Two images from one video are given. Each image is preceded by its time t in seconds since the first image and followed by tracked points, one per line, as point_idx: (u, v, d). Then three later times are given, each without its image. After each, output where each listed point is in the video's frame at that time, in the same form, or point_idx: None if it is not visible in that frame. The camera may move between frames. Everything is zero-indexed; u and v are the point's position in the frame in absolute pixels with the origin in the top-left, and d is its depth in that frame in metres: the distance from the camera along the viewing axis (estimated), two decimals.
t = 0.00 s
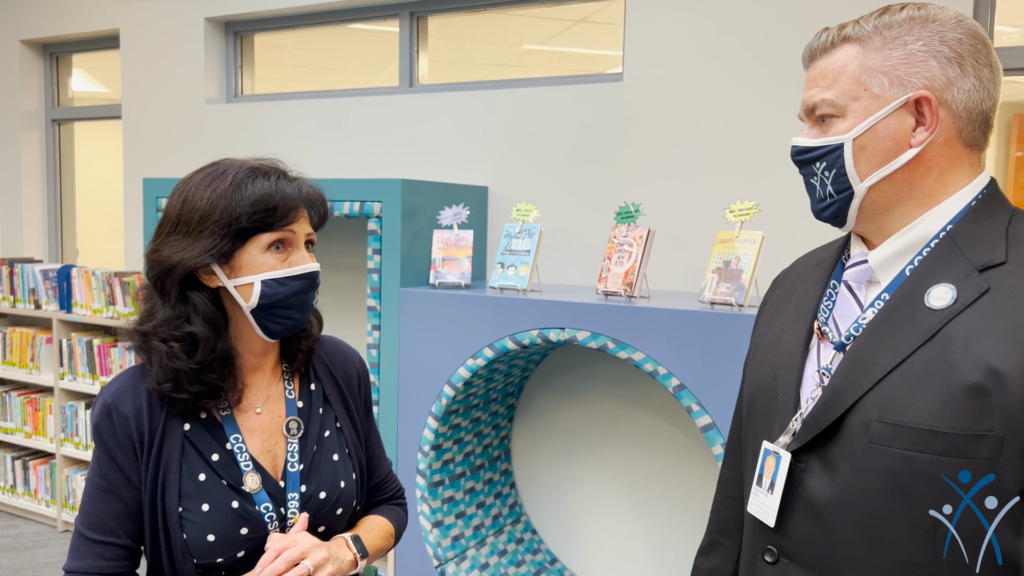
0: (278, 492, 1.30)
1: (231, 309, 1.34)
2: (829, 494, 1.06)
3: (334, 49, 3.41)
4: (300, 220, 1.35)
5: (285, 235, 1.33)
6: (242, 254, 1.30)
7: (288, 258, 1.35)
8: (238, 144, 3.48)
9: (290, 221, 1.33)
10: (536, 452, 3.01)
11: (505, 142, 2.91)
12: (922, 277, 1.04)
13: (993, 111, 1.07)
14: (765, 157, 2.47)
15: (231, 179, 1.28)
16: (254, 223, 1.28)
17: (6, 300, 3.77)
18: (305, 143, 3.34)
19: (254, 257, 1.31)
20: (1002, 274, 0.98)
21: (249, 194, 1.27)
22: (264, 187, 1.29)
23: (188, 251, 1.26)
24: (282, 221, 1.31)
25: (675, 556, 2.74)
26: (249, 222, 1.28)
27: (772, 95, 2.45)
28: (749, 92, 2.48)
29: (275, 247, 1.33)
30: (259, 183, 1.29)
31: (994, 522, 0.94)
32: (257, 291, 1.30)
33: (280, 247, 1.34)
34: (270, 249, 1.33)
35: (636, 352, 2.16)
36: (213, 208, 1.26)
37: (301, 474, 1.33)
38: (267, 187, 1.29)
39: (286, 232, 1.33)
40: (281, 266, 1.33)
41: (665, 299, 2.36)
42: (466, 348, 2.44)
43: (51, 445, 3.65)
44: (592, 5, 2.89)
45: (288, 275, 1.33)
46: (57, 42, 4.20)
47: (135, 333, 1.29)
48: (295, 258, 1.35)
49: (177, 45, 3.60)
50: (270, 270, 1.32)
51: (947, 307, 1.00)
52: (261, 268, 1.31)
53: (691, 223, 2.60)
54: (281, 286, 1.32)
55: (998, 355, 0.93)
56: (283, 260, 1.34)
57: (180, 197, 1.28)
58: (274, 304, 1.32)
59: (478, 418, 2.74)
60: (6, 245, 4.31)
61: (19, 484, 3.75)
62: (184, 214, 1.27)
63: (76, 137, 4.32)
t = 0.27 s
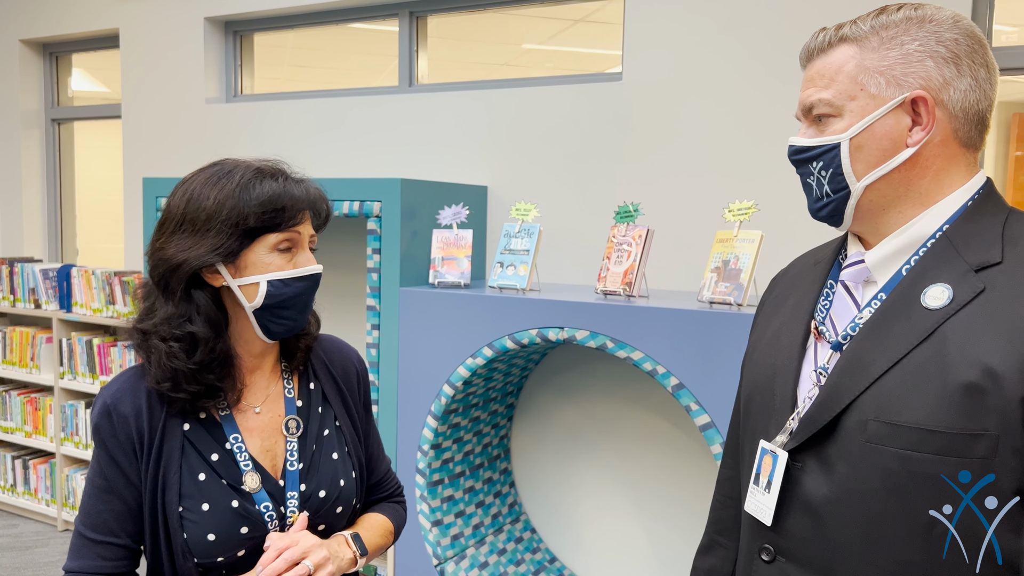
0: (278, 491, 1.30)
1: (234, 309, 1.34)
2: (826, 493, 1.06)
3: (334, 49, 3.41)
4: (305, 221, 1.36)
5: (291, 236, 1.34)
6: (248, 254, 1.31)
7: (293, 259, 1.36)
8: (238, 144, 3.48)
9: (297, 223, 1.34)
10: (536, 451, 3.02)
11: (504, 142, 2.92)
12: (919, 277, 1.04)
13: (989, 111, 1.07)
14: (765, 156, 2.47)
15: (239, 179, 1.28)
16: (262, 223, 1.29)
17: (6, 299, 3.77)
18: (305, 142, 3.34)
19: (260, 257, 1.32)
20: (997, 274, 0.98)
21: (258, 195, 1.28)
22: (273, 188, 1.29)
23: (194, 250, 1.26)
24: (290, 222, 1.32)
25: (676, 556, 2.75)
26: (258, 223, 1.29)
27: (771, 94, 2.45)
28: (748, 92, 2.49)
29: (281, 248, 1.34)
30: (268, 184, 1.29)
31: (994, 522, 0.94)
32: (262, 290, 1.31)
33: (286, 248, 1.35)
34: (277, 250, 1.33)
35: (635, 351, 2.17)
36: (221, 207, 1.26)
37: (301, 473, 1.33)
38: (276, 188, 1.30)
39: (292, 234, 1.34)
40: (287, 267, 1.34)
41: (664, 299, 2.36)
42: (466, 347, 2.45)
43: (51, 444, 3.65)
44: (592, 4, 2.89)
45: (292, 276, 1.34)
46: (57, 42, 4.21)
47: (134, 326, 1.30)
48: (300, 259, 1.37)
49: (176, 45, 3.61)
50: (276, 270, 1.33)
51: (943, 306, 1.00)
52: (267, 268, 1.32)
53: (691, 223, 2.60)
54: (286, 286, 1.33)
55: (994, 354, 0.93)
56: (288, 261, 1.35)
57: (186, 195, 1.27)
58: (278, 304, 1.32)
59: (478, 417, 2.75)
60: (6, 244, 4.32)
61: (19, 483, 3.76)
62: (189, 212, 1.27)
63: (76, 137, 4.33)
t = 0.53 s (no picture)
0: (283, 489, 1.30)
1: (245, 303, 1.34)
2: (824, 493, 1.06)
3: (334, 49, 3.41)
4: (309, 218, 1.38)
5: (298, 233, 1.36)
6: (257, 250, 1.31)
7: (299, 256, 1.37)
8: (238, 143, 3.49)
9: (303, 220, 1.36)
10: (536, 450, 3.02)
11: (504, 141, 2.92)
12: (916, 276, 1.05)
13: (985, 111, 1.07)
14: (764, 156, 2.47)
15: (248, 177, 1.28)
16: (272, 220, 1.30)
17: (6, 299, 3.78)
18: (305, 142, 3.35)
19: (269, 253, 1.32)
20: (994, 274, 0.98)
21: (269, 192, 1.29)
22: (282, 185, 1.31)
23: (204, 246, 1.24)
24: (297, 219, 1.34)
25: (676, 555, 2.75)
26: (267, 220, 1.29)
27: (771, 94, 2.45)
28: (748, 91, 2.49)
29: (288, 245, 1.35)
30: (277, 181, 1.31)
31: (994, 522, 0.94)
32: (275, 287, 1.32)
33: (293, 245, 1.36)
34: (285, 246, 1.35)
35: (634, 351, 2.17)
36: (231, 204, 1.26)
37: (306, 469, 1.33)
38: (284, 185, 1.31)
39: (299, 231, 1.36)
40: (295, 262, 1.36)
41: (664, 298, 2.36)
42: (465, 347, 2.45)
43: (51, 443, 3.66)
44: (592, 4, 2.89)
45: (302, 271, 1.36)
46: (57, 42, 4.21)
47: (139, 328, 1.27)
48: (305, 255, 1.38)
49: (176, 45, 3.61)
50: (285, 267, 1.34)
51: (940, 306, 1.00)
52: (277, 264, 1.33)
53: (690, 222, 2.60)
54: (296, 281, 1.35)
55: (991, 354, 0.93)
56: (296, 257, 1.36)
57: (191, 191, 1.26)
58: (291, 300, 1.34)
59: (478, 417, 2.75)
60: (6, 244, 4.32)
61: (19, 483, 3.76)
62: (195, 208, 1.25)
63: (76, 136, 4.33)
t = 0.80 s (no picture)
0: (293, 489, 1.30)
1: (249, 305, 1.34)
2: (822, 494, 1.06)
3: (334, 49, 3.41)
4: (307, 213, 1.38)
5: (297, 229, 1.36)
6: (262, 251, 1.31)
7: (303, 251, 1.38)
8: (238, 143, 3.49)
9: (301, 215, 1.36)
10: (536, 449, 3.02)
11: (503, 141, 2.92)
12: (914, 277, 1.05)
13: (984, 111, 1.07)
14: (764, 155, 2.47)
15: (247, 180, 1.28)
16: (272, 219, 1.30)
17: (6, 298, 3.78)
18: (305, 142, 3.35)
19: (274, 252, 1.32)
20: (992, 275, 0.99)
21: (267, 191, 1.29)
22: (278, 183, 1.31)
23: (209, 253, 1.24)
24: (296, 216, 1.34)
25: (676, 556, 2.75)
26: (268, 219, 1.29)
27: (771, 94, 2.45)
28: (748, 91, 2.49)
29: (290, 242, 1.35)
30: (272, 180, 1.31)
31: (994, 522, 0.95)
32: (283, 284, 1.33)
33: (295, 242, 1.36)
34: (289, 244, 1.35)
35: (634, 351, 2.17)
36: (231, 208, 1.25)
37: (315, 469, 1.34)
38: (281, 183, 1.31)
39: (298, 227, 1.36)
40: (299, 258, 1.36)
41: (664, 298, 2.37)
42: (465, 347, 2.45)
43: (51, 443, 3.66)
44: (591, 3, 2.89)
45: (306, 266, 1.37)
46: (57, 41, 4.21)
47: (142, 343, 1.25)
48: (309, 250, 1.38)
49: (176, 45, 3.61)
50: (291, 264, 1.34)
51: (939, 306, 1.00)
52: (282, 263, 1.33)
53: (690, 222, 2.60)
54: (302, 278, 1.35)
55: (988, 354, 0.94)
56: (300, 253, 1.36)
57: (188, 199, 1.25)
58: (298, 296, 1.35)
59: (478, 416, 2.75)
60: (6, 244, 4.32)
61: (19, 482, 3.76)
62: (195, 215, 1.24)
63: (76, 136, 4.33)
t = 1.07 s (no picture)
0: (286, 489, 1.31)
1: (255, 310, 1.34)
2: (820, 493, 1.06)
3: (333, 48, 3.41)
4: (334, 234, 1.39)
5: (322, 249, 1.36)
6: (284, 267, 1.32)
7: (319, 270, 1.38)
8: (238, 142, 3.49)
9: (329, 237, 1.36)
10: (535, 449, 3.02)
11: (503, 141, 2.92)
12: (912, 275, 1.05)
13: (981, 110, 1.08)
14: (763, 155, 2.48)
15: (286, 197, 1.28)
16: (301, 238, 1.30)
17: (6, 298, 3.78)
18: (304, 141, 3.35)
19: (294, 270, 1.33)
20: (989, 274, 0.99)
21: (302, 210, 1.29)
22: (315, 204, 1.31)
23: (240, 266, 1.23)
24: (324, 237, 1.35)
25: (675, 554, 2.75)
26: (296, 237, 1.30)
27: (770, 93, 2.45)
28: (747, 90, 2.49)
29: (311, 260, 1.36)
30: (310, 199, 1.31)
31: (994, 522, 0.95)
32: (294, 302, 1.33)
33: (315, 259, 1.36)
34: (309, 262, 1.35)
35: (633, 350, 2.17)
36: (267, 224, 1.25)
37: (309, 470, 1.34)
38: (317, 204, 1.31)
39: (323, 247, 1.37)
40: (315, 279, 1.37)
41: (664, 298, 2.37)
42: (465, 346, 2.45)
43: (51, 442, 3.66)
44: (591, 3, 2.89)
45: (319, 287, 1.37)
46: (56, 41, 4.21)
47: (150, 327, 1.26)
48: (325, 270, 1.39)
49: (176, 44, 3.61)
50: (307, 283, 1.35)
51: (935, 306, 1.00)
52: (299, 281, 1.34)
53: (690, 222, 2.60)
54: (315, 298, 1.36)
55: (985, 353, 0.94)
56: (316, 272, 1.37)
57: (226, 204, 1.24)
58: (308, 315, 1.36)
59: (477, 416, 2.76)
60: (6, 243, 4.32)
61: (19, 482, 3.76)
62: (232, 223, 1.23)
63: (75, 135, 4.33)
